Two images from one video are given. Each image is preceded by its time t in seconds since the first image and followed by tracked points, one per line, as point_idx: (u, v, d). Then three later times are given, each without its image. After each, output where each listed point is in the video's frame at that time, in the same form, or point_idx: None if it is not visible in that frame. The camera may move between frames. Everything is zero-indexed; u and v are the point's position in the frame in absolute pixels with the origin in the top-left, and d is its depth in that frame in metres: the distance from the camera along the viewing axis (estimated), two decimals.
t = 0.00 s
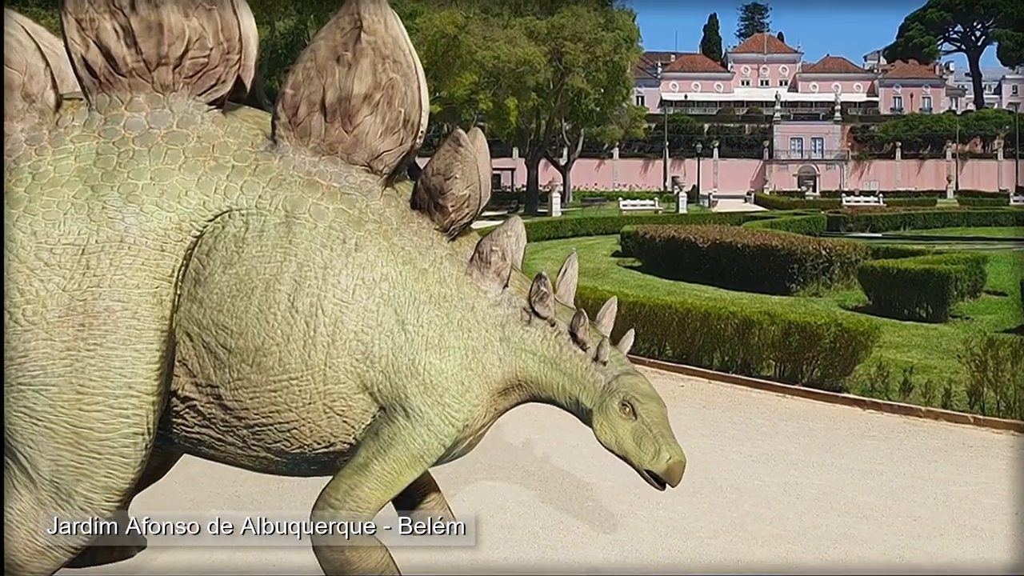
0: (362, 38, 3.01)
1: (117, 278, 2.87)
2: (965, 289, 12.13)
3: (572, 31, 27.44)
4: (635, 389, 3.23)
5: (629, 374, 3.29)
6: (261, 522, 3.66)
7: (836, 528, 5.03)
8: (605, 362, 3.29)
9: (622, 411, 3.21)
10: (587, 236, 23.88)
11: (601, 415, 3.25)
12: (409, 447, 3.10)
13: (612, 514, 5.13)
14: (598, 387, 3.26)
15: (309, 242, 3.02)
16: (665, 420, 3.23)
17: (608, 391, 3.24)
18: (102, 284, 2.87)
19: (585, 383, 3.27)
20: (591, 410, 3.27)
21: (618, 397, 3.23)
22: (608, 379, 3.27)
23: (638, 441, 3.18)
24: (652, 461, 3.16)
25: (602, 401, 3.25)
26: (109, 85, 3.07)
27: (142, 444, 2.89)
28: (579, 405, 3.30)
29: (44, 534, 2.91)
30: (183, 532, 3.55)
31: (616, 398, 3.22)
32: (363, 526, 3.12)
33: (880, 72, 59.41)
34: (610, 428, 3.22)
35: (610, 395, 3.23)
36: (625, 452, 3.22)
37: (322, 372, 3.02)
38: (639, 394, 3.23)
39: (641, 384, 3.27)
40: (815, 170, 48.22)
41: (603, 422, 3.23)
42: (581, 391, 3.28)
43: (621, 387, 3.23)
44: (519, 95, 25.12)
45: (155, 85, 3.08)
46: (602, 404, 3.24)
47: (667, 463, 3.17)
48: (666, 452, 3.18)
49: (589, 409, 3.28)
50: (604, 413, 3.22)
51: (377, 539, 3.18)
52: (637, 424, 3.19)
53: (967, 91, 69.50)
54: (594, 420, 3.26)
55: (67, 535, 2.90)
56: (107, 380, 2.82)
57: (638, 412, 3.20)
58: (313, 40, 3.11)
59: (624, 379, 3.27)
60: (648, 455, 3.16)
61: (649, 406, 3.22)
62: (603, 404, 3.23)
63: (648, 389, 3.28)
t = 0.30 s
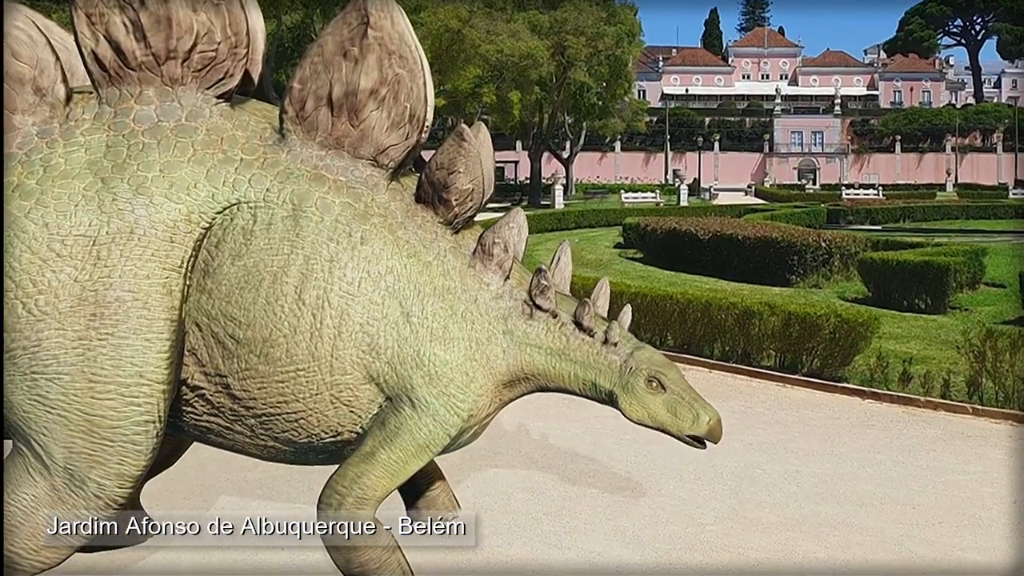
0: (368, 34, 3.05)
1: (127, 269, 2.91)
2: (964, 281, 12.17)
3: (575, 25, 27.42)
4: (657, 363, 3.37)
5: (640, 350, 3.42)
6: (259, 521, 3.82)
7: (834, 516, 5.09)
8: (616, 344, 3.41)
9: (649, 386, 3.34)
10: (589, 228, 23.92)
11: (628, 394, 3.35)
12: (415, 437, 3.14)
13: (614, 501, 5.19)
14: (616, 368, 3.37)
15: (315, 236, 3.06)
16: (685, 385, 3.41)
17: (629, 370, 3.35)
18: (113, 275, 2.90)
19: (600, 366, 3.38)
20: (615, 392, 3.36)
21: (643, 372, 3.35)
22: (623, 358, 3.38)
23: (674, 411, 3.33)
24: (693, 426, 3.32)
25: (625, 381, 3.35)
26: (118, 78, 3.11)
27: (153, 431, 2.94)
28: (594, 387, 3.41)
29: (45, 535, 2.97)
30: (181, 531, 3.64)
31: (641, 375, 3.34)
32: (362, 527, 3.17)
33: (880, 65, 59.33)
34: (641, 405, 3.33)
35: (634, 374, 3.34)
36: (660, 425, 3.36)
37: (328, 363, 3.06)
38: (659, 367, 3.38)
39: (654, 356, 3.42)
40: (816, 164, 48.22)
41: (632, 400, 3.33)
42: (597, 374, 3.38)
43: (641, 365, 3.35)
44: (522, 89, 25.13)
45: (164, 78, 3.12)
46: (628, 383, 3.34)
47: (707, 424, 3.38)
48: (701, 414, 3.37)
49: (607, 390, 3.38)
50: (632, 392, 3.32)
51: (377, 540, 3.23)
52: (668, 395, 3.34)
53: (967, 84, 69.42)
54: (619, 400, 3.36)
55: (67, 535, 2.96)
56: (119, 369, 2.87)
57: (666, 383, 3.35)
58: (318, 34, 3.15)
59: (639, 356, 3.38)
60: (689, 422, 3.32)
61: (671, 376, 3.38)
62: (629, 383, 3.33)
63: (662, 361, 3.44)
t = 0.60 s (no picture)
0: (378, 38, 3.10)
1: (142, 268, 2.96)
2: (966, 283, 12.21)
3: (581, 29, 27.46)
4: (665, 348, 3.49)
5: (645, 338, 3.54)
6: (259, 521, 3.96)
7: (836, 516, 5.13)
8: (622, 338, 3.51)
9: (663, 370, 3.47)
10: (593, 229, 23.98)
11: (645, 383, 3.47)
12: (424, 435, 3.19)
13: (617, 499, 5.24)
14: (625, 361, 3.48)
15: (326, 237, 3.11)
16: (695, 358, 3.57)
17: (640, 361, 3.47)
18: (128, 274, 2.95)
19: (609, 361, 3.49)
20: (631, 384, 3.47)
21: (655, 359, 3.48)
22: (632, 350, 3.49)
23: (693, 387, 3.47)
24: (715, 397, 3.47)
25: (638, 372, 3.47)
26: (134, 81, 3.16)
27: (167, 428, 2.99)
28: (604, 382, 3.52)
29: (44, 535, 3.01)
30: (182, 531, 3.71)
31: (654, 363, 3.47)
32: (363, 527, 3.23)
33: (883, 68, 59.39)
34: (660, 389, 3.47)
35: (647, 364, 3.46)
36: (682, 403, 3.49)
37: (339, 362, 3.11)
38: (667, 350, 3.51)
39: (659, 341, 3.54)
40: (818, 166, 48.25)
41: (650, 388, 3.46)
42: (607, 369, 3.49)
43: (651, 354, 3.48)
44: (528, 91, 25.17)
45: (179, 80, 3.18)
46: (642, 374, 3.46)
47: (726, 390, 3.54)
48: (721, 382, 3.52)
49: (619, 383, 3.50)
50: (649, 381, 3.45)
51: (377, 542, 3.25)
52: (684, 374, 3.48)
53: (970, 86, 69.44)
54: (636, 390, 3.48)
55: (67, 535, 3.01)
56: (134, 366, 2.92)
57: (679, 364, 3.48)
58: (329, 38, 3.19)
59: (646, 346, 3.50)
60: (711, 393, 3.48)
61: (680, 354, 3.52)
62: (644, 373, 3.46)
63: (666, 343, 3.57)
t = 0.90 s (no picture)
0: (391, 47, 3.16)
1: (157, 269, 3.01)
2: (967, 292, 12.26)
3: (586, 37, 27.56)
4: (667, 349, 3.58)
5: (647, 341, 3.62)
6: (259, 521, 4.05)
7: (837, 521, 5.17)
8: (625, 342, 3.58)
9: (667, 370, 3.57)
10: (597, 235, 24.06)
11: (650, 386, 3.56)
12: (431, 437, 3.24)
13: (620, 502, 5.28)
14: (629, 365, 3.55)
15: (337, 242, 3.16)
16: (697, 356, 3.67)
17: (643, 364, 3.55)
18: (143, 276, 3.00)
19: (613, 365, 3.55)
20: (635, 387, 3.55)
21: (658, 361, 3.57)
22: (635, 354, 3.57)
23: (698, 384, 3.59)
24: (721, 391, 3.60)
25: (642, 376, 3.55)
26: (150, 86, 3.23)
27: (180, 427, 3.04)
28: (608, 386, 3.58)
29: (44, 535, 3.06)
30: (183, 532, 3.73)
31: (657, 364, 3.55)
32: (363, 526, 3.28)
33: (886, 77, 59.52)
34: (667, 390, 3.56)
35: (650, 366, 3.54)
36: (687, 400, 3.60)
37: (348, 364, 3.16)
38: (669, 351, 3.60)
39: (660, 343, 3.63)
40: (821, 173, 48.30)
41: (655, 390, 3.55)
42: (611, 373, 3.55)
43: (654, 356, 3.56)
44: (535, 98, 25.25)
45: (194, 86, 3.24)
46: (647, 377, 3.54)
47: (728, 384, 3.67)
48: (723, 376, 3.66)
49: (621, 388, 3.57)
50: (654, 383, 3.54)
51: (376, 542, 3.30)
52: (688, 372, 3.59)
53: (973, 95, 69.50)
54: (642, 393, 3.56)
55: (67, 535, 3.05)
56: (148, 366, 2.97)
57: (682, 363, 3.59)
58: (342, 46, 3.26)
59: (649, 350, 3.57)
60: (715, 388, 3.59)
61: (682, 354, 3.62)
62: (648, 376, 3.54)
63: (667, 344, 3.66)
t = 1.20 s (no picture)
0: (401, 51, 3.22)
1: (171, 269, 3.07)
2: (972, 298, 12.28)
3: (595, 46, 27.63)
4: (671, 350, 3.63)
5: (651, 343, 3.66)
6: (258, 521, 4.05)
7: (843, 526, 5.19)
8: (630, 344, 3.62)
9: (671, 372, 3.61)
10: (604, 241, 24.11)
11: (654, 387, 3.60)
12: (438, 435, 3.28)
13: (627, 505, 5.31)
14: (634, 367, 3.59)
15: (347, 242, 3.22)
16: (701, 358, 3.72)
17: (648, 366, 3.59)
18: (158, 275, 3.06)
19: (618, 367, 3.59)
20: (640, 389, 3.59)
21: (662, 363, 3.61)
22: (640, 356, 3.61)
23: (702, 385, 3.64)
24: (724, 393, 3.66)
25: (647, 377, 3.59)
26: (165, 88, 3.29)
27: (193, 423, 3.10)
28: (613, 387, 3.62)
29: (45, 535, 3.12)
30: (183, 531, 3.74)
31: (661, 366, 3.60)
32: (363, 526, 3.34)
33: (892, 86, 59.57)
34: (670, 391, 3.61)
35: (655, 368, 3.59)
36: (691, 401, 3.65)
37: (357, 363, 3.21)
38: (673, 352, 3.65)
39: (664, 345, 3.68)
40: (827, 182, 48.27)
41: (660, 391, 3.60)
42: (616, 375, 3.60)
43: (658, 358, 3.60)
44: (544, 106, 25.32)
45: (208, 89, 3.31)
46: (652, 378, 3.58)
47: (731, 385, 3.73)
48: (726, 378, 3.72)
49: (625, 389, 3.62)
50: (658, 385, 3.58)
51: (376, 542, 3.36)
52: (692, 373, 3.64)
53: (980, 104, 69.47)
54: (646, 395, 3.61)
55: (67, 535, 3.10)
56: (161, 363, 3.03)
57: (686, 364, 3.63)
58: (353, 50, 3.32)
59: (653, 352, 3.62)
60: (719, 390, 3.64)
61: (686, 356, 3.67)
62: (653, 378, 3.58)
63: (671, 346, 3.71)
